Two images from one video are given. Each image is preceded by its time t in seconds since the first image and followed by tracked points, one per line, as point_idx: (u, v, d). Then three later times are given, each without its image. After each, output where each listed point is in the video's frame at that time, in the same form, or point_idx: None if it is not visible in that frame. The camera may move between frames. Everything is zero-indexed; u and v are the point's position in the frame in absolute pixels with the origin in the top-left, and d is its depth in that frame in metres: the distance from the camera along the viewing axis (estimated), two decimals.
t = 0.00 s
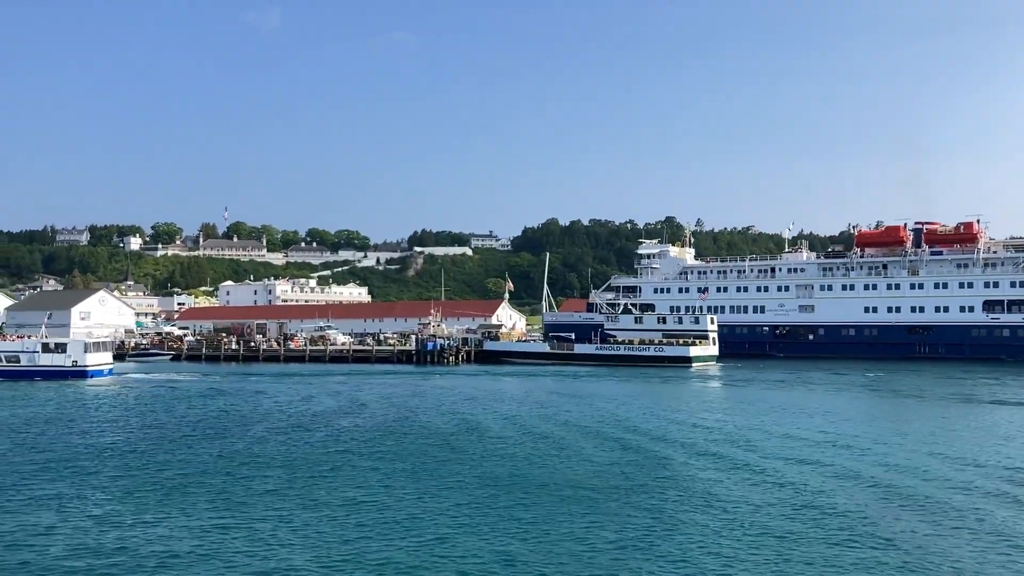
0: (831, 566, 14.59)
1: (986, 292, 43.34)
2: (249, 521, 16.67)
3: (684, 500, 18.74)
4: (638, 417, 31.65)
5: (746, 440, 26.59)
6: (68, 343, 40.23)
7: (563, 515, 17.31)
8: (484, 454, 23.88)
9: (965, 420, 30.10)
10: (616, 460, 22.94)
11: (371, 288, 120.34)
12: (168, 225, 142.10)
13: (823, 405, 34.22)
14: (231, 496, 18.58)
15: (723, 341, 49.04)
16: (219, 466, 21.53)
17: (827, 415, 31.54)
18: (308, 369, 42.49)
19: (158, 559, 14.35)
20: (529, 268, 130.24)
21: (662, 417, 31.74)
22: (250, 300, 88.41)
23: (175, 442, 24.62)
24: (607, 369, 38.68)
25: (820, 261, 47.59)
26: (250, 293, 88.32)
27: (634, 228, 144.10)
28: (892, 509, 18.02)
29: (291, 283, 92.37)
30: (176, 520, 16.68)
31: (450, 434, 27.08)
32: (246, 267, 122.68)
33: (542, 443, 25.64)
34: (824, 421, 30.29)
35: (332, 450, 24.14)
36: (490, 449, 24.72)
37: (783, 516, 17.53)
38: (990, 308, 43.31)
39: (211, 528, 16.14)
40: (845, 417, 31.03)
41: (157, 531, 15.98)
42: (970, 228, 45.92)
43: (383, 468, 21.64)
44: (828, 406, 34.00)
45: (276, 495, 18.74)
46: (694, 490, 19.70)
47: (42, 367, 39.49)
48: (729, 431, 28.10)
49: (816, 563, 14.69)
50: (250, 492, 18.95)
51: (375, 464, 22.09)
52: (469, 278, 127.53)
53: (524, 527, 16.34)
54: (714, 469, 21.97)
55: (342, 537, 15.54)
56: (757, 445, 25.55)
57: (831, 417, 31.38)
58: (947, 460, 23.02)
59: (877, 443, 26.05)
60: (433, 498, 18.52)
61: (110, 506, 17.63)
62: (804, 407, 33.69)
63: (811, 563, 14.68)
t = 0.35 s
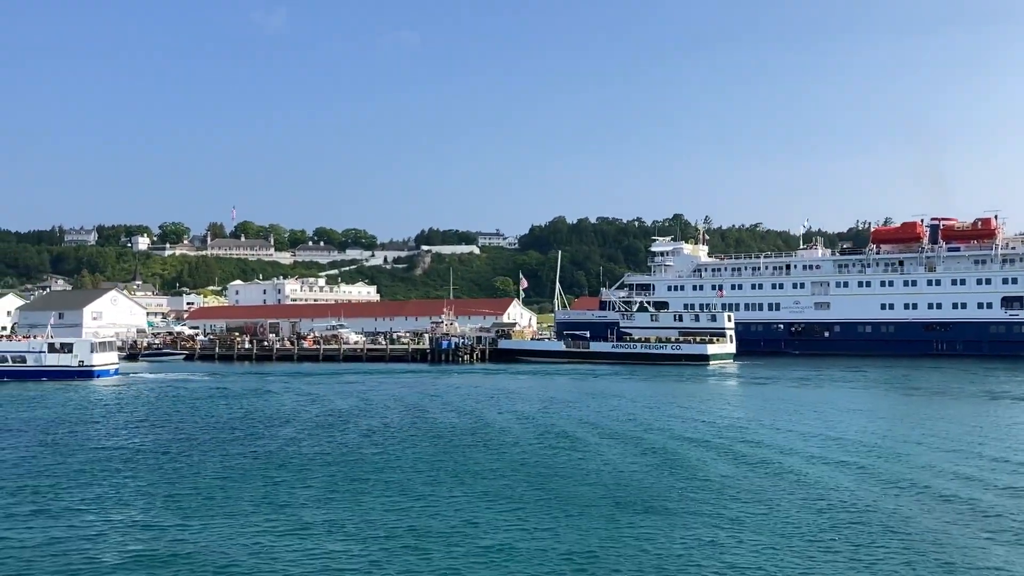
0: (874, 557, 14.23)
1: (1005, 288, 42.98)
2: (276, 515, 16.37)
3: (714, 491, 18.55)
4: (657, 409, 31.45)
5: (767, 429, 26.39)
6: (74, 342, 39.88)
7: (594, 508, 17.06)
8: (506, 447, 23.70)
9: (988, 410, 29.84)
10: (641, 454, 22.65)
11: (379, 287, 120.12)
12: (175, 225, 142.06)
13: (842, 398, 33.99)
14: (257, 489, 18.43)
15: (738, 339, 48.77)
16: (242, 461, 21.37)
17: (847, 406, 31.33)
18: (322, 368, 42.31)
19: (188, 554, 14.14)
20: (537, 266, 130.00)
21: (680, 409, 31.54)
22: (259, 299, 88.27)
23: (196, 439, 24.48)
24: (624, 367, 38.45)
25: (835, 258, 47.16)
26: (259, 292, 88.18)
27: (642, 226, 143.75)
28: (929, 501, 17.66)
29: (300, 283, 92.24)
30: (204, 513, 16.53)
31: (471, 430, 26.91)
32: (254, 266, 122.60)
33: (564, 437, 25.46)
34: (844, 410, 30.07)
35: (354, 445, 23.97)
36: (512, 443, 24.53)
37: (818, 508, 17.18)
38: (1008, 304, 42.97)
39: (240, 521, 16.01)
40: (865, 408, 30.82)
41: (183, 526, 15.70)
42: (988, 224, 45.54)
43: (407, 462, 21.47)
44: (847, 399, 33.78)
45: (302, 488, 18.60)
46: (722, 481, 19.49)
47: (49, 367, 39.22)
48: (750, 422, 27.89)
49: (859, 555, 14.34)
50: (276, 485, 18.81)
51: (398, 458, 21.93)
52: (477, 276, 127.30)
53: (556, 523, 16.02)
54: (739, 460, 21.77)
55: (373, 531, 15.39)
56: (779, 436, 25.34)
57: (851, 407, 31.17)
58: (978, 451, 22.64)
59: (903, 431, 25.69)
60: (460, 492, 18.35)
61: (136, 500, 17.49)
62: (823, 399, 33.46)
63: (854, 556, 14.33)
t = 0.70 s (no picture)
0: (909, 557, 14.08)
1: (1021, 287, 42.72)
2: (297, 518, 16.20)
3: (742, 490, 18.43)
4: (674, 408, 31.30)
5: (789, 427, 26.23)
6: (81, 343, 39.79)
7: (623, 506, 16.96)
8: (528, 447, 23.58)
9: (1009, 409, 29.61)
10: (663, 452, 22.47)
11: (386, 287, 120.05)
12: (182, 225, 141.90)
13: (860, 396, 33.79)
14: (285, 490, 18.36)
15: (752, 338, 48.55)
16: (265, 462, 21.30)
17: (867, 404, 31.14)
18: (336, 368, 42.21)
19: (220, 556, 14.08)
20: (543, 266, 129.82)
21: (698, 408, 31.35)
22: (268, 299, 88.24)
23: (216, 439, 24.41)
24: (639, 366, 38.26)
25: (849, 257, 46.94)
26: (267, 293, 88.09)
27: (649, 226, 143.48)
28: (956, 500, 17.47)
29: (309, 283, 92.18)
30: (233, 515, 16.46)
31: (490, 429, 26.78)
32: (261, 266, 122.55)
33: (585, 435, 25.36)
34: (865, 408, 29.88)
35: (374, 445, 23.86)
36: (533, 442, 24.41)
37: (845, 507, 16.97)
38: None
39: (268, 522, 15.93)
40: (885, 406, 30.62)
41: (204, 528, 15.54)
42: (1004, 223, 45.31)
43: (430, 462, 21.35)
44: (866, 396, 33.57)
45: (328, 489, 18.52)
46: (749, 479, 19.36)
47: (55, 368, 39.11)
48: (770, 421, 27.73)
49: (894, 555, 14.19)
50: (302, 486, 18.72)
51: (421, 459, 21.81)
52: (483, 276, 127.12)
53: (581, 524, 15.85)
54: (764, 458, 21.61)
55: (404, 532, 15.31)
56: (802, 433, 25.19)
57: (871, 405, 30.99)
58: (1005, 450, 22.44)
59: (925, 429, 25.46)
60: (487, 492, 18.24)
61: (164, 501, 17.42)
62: (842, 398, 33.24)
63: (886, 557, 14.12)
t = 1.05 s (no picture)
0: (947, 552, 13.97)
1: None
2: (324, 514, 16.05)
3: (770, 487, 18.32)
4: (693, 408, 31.18)
5: (811, 427, 26.11)
6: (88, 344, 39.75)
7: (653, 503, 16.87)
8: (551, 446, 23.49)
9: None
10: (685, 452, 22.34)
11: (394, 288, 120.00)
12: (190, 227, 141.90)
13: (878, 395, 33.63)
14: (312, 488, 18.31)
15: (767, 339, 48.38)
16: (289, 461, 21.25)
17: (887, 404, 30.98)
18: (350, 369, 42.17)
19: (254, 551, 14.03)
20: (551, 267, 129.68)
21: (717, 408, 31.24)
22: (278, 301, 88.25)
23: (237, 439, 24.38)
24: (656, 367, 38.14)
25: (864, 257, 46.73)
26: (277, 294, 88.09)
27: (657, 226, 143.24)
28: (988, 497, 17.34)
29: (318, 284, 92.19)
30: (262, 511, 16.41)
31: (510, 429, 26.70)
32: (269, 268, 122.57)
33: (607, 434, 25.27)
34: (886, 408, 29.74)
35: (396, 445, 23.78)
36: (555, 441, 24.32)
37: (874, 503, 16.85)
38: None
39: (299, 518, 15.87)
40: (905, 405, 30.47)
41: (230, 525, 15.41)
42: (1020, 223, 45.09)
43: (455, 461, 21.28)
44: (885, 396, 33.40)
45: (355, 486, 18.47)
46: (776, 477, 19.26)
47: (62, 370, 39.04)
48: (790, 421, 27.62)
49: (931, 550, 14.07)
50: (328, 484, 18.67)
51: (445, 458, 21.73)
52: (492, 277, 127.00)
53: (613, 521, 15.77)
54: (790, 457, 21.51)
55: (435, 528, 15.25)
56: (826, 433, 25.05)
57: (891, 404, 30.83)
58: None
59: (947, 429, 25.31)
60: (515, 489, 18.17)
61: (192, 499, 17.37)
62: (862, 398, 33.08)
63: (919, 552, 13.98)
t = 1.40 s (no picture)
0: (988, 553, 13.76)
1: None
2: (352, 518, 15.83)
3: (801, 487, 18.11)
4: (713, 409, 30.97)
5: (835, 426, 25.90)
6: (93, 346, 39.56)
7: (684, 505, 16.67)
8: (573, 447, 23.31)
9: None
10: (710, 453, 22.10)
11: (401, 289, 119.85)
12: (197, 228, 141.88)
13: (898, 396, 33.38)
14: (337, 490, 18.15)
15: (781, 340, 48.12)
16: (312, 463, 21.09)
17: (908, 403, 30.73)
18: (364, 370, 42.02)
19: (285, 554, 13.87)
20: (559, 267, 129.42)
21: (736, 408, 31.02)
22: (286, 301, 88.14)
23: (257, 441, 24.23)
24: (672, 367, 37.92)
25: (879, 257, 46.40)
26: (286, 294, 87.96)
27: (664, 227, 142.88)
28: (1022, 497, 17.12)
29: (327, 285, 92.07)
30: (289, 513, 16.26)
31: (531, 430, 26.51)
32: (276, 269, 122.49)
33: (629, 435, 25.06)
34: (907, 408, 29.51)
35: (417, 447, 23.60)
36: (577, 442, 24.12)
37: (908, 502, 16.64)
38: None
39: (328, 521, 15.71)
40: (927, 406, 30.22)
41: (260, 528, 15.23)
42: None
43: (479, 463, 21.09)
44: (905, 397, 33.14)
45: (381, 488, 18.30)
46: (805, 477, 19.05)
47: (69, 371, 38.84)
48: (812, 420, 27.39)
49: (971, 550, 13.87)
50: (354, 486, 18.49)
51: (469, 459, 21.54)
52: (499, 277, 126.82)
53: (645, 522, 15.60)
54: (818, 457, 21.29)
55: (466, 530, 15.08)
56: (850, 432, 24.81)
57: (912, 404, 30.58)
58: None
59: (974, 430, 24.99)
60: (542, 491, 17.99)
61: (218, 501, 17.21)
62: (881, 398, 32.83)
63: (961, 552, 13.76)
